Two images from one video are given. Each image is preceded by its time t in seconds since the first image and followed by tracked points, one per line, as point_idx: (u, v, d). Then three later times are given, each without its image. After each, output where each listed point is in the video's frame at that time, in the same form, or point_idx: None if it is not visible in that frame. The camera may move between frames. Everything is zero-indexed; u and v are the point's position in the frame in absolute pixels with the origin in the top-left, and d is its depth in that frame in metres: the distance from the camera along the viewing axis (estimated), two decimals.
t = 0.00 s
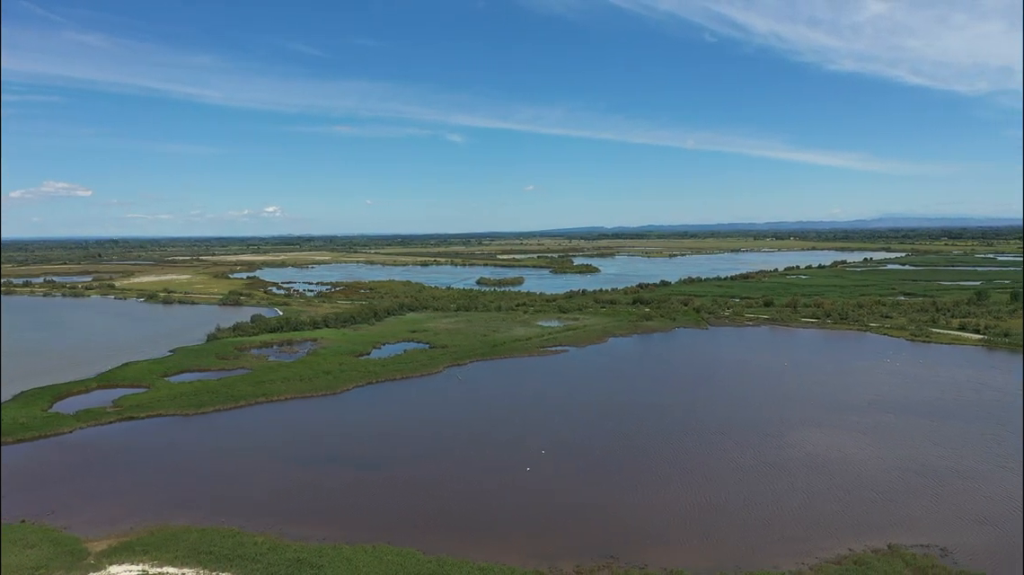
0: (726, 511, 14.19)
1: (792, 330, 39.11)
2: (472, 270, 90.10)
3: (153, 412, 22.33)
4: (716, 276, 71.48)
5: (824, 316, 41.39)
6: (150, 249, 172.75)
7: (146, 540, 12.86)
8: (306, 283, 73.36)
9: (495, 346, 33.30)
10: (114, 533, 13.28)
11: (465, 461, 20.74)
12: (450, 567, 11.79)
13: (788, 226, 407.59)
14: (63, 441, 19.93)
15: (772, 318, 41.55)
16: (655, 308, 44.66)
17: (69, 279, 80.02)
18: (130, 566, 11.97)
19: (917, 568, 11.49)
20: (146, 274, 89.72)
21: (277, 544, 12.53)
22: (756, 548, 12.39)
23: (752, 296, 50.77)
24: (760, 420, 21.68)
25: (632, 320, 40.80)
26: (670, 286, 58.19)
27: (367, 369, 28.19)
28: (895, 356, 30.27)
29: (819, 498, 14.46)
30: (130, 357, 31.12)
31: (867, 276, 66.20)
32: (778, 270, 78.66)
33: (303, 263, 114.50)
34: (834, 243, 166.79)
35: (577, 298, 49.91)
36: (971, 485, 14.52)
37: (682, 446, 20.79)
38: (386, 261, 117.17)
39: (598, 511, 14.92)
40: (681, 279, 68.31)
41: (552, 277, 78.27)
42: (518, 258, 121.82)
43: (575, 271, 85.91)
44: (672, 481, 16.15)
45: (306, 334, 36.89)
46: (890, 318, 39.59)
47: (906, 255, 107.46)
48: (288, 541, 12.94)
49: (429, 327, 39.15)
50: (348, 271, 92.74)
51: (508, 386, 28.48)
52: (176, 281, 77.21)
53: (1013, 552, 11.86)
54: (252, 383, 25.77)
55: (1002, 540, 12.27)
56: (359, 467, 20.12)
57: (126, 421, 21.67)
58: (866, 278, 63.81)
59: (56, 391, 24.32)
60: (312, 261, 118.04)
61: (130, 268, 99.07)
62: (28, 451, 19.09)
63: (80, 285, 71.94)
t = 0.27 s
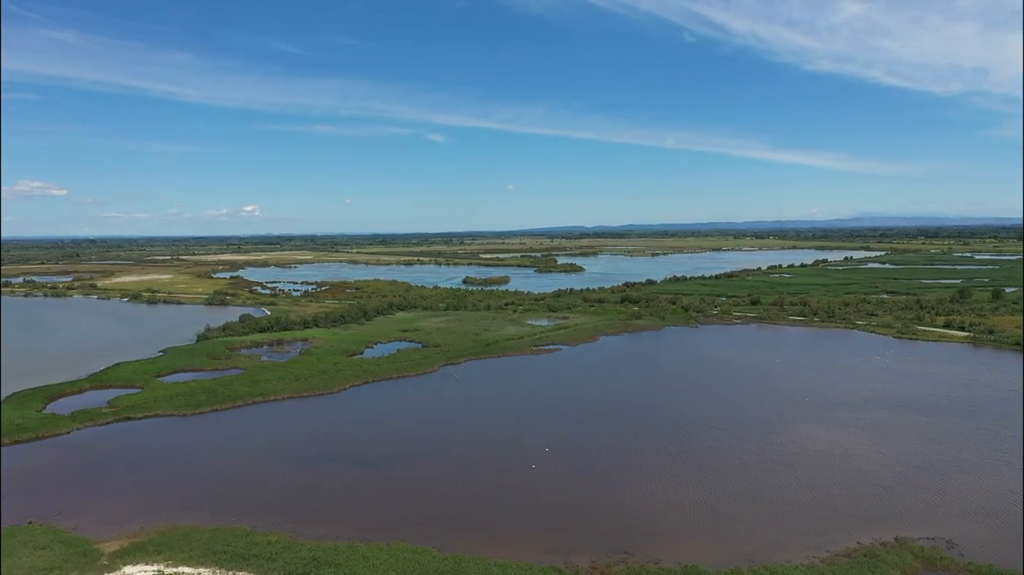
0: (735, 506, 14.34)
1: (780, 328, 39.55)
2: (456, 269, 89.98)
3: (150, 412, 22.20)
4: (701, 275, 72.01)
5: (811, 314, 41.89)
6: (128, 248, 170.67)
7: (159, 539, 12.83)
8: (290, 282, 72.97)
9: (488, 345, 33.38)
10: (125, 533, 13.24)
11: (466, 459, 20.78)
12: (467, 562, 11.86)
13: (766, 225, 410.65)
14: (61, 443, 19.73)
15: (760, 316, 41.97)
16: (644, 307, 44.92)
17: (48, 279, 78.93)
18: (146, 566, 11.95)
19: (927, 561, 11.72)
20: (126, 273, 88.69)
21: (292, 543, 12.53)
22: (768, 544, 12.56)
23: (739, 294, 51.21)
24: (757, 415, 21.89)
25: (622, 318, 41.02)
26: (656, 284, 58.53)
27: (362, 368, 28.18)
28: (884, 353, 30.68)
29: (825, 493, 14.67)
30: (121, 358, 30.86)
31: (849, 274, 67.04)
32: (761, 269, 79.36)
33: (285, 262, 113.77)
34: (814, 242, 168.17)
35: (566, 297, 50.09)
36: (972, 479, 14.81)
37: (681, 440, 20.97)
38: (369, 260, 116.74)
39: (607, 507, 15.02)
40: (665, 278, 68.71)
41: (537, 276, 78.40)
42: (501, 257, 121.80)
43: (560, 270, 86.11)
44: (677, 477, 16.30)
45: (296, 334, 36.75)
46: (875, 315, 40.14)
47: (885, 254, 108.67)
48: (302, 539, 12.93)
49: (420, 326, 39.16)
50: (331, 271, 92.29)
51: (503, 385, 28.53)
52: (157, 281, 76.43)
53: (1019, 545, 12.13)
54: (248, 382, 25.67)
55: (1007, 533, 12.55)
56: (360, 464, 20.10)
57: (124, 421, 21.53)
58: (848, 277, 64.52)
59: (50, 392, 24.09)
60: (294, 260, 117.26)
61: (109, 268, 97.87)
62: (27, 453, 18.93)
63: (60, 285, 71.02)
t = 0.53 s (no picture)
0: (743, 502, 14.50)
1: (768, 326, 39.95)
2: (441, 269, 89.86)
3: (148, 412, 22.08)
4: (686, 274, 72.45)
5: (798, 313, 42.34)
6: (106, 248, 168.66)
7: (171, 540, 12.79)
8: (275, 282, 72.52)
9: (481, 344, 33.46)
10: (137, 533, 13.18)
11: (466, 456, 20.79)
12: (485, 558, 11.92)
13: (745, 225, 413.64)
14: (60, 445, 19.55)
15: (748, 315, 42.37)
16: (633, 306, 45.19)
17: (27, 279, 77.88)
18: (162, 566, 11.93)
19: (935, 554, 11.95)
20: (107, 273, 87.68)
21: (307, 542, 12.53)
22: (779, 539, 12.72)
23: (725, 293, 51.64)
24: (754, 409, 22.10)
25: (612, 317, 41.25)
26: (643, 284, 58.85)
27: (358, 367, 28.16)
28: (874, 351, 31.07)
29: (829, 488, 14.89)
30: (112, 358, 30.60)
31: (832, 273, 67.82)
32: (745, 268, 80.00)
33: (267, 262, 113.06)
34: (795, 241, 169.11)
35: (554, 296, 50.25)
36: (972, 474, 15.09)
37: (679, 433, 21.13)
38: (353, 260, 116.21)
39: (616, 501, 15.10)
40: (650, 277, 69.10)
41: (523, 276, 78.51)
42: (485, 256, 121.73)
43: (545, 270, 86.24)
44: (682, 473, 16.46)
45: (287, 333, 36.62)
46: (862, 314, 40.67)
47: (864, 254, 109.67)
48: (315, 538, 12.93)
49: (411, 326, 39.15)
50: (315, 270, 91.83)
51: (498, 384, 28.59)
52: (140, 281, 75.67)
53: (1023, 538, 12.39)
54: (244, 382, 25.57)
55: (1010, 526, 12.82)
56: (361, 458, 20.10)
57: (122, 422, 21.39)
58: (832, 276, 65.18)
59: (44, 393, 23.87)
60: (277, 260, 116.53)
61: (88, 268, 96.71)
62: (26, 455, 18.76)
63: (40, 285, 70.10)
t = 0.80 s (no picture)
0: (750, 498, 14.66)
1: (758, 325, 40.30)
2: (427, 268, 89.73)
3: (147, 412, 21.96)
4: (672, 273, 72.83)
5: (787, 311, 42.71)
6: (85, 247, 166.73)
7: (186, 540, 12.78)
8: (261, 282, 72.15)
9: (476, 344, 33.50)
10: (150, 533, 13.15)
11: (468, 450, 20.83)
12: (502, 554, 12.00)
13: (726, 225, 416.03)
14: (60, 446, 19.40)
15: (738, 314, 42.70)
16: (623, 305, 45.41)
17: (8, 278, 76.95)
18: (179, 566, 11.91)
19: (945, 547, 12.18)
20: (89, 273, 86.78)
21: (324, 541, 12.55)
22: (790, 535, 12.89)
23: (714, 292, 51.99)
24: (753, 404, 22.29)
25: (603, 316, 41.44)
26: (631, 283, 59.08)
27: (355, 367, 28.14)
28: (865, 348, 31.48)
29: (835, 484, 15.10)
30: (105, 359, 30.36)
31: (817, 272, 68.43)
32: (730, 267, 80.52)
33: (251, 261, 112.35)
34: (777, 240, 170.26)
35: (544, 295, 50.36)
36: (974, 469, 15.38)
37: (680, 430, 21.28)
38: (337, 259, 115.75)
39: (624, 497, 15.20)
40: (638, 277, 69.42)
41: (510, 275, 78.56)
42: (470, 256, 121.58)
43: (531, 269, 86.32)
44: (688, 470, 16.59)
45: (280, 333, 36.49)
46: (850, 312, 41.11)
47: (845, 253, 110.74)
48: (331, 537, 12.95)
49: (404, 325, 39.10)
50: (301, 270, 91.39)
51: (495, 382, 28.63)
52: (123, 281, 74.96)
53: None
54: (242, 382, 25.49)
55: (1014, 520, 13.09)
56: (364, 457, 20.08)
57: (121, 422, 21.26)
58: (817, 275, 65.85)
59: (40, 394, 23.68)
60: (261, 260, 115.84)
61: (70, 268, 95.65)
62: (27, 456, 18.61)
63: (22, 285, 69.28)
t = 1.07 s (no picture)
0: (758, 493, 14.80)
1: (749, 324, 40.66)
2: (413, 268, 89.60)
3: (147, 413, 21.84)
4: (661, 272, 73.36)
5: (777, 310, 43.09)
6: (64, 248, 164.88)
7: (201, 540, 12.76)
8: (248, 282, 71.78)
9: (471, 343, 33.54)
10: (164, 534, 13.11)
11: (472, 437, 20.78)
12: (520, 551, 12.07)
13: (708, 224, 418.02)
14: (62, 446, 19.29)
15: (729, 313, 43.03)
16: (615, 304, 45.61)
17: None
18: (197, 566, 11.89)
19: (953, 540, 12.40)
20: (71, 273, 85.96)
21: (340, 539, 12.59)
22: (801, 529, 13.06)
23: (702, 291, 52.33)
24: (754, 399, 22.44)
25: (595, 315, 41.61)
26: (619, 282, 59.32)
27: (352, 367, 28.11)
28: (857, 346, 31.84)
29: (841, 479, 15.31)
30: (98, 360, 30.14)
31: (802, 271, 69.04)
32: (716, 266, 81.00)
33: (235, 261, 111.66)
34: (759, 241, 171.30)
35: (535, 294, 50.46)
36: (976, 463, 15.65)
37: (682, 417, 21.43)
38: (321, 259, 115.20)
39: (634, 492, 15.34)
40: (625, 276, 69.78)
41: (497, 274, 78.65)
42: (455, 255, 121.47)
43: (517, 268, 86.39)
44: (694, 465, 16.76)
45: (273, 334, 36.37)
46: (839, 311, 41.53)
47: (828, 252, 111.55)
48: (347, 535, 12.99)
49: (396, 325, 39.07)
50: (286, 270, 90.99)
51: (494, 377, 28.56)
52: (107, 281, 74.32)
53: None
54: (240, 382, 25.39)
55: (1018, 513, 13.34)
56: (368, 444, 20.09)
57: (122, 423, 21.13)
58: (802, 274, 66.49)
59: (36, 395, 23.46)
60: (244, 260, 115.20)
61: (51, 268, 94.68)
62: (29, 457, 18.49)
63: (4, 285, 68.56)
